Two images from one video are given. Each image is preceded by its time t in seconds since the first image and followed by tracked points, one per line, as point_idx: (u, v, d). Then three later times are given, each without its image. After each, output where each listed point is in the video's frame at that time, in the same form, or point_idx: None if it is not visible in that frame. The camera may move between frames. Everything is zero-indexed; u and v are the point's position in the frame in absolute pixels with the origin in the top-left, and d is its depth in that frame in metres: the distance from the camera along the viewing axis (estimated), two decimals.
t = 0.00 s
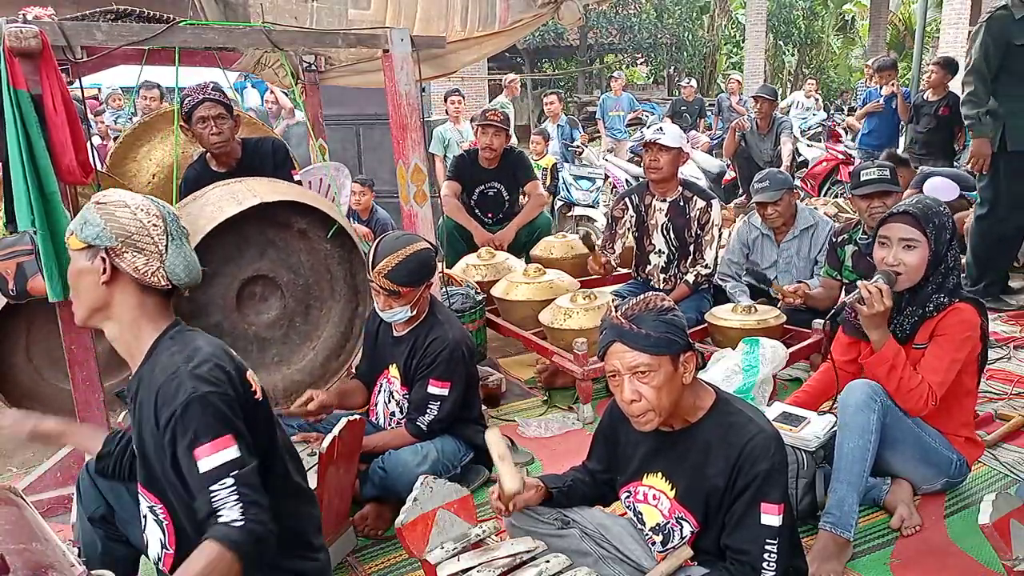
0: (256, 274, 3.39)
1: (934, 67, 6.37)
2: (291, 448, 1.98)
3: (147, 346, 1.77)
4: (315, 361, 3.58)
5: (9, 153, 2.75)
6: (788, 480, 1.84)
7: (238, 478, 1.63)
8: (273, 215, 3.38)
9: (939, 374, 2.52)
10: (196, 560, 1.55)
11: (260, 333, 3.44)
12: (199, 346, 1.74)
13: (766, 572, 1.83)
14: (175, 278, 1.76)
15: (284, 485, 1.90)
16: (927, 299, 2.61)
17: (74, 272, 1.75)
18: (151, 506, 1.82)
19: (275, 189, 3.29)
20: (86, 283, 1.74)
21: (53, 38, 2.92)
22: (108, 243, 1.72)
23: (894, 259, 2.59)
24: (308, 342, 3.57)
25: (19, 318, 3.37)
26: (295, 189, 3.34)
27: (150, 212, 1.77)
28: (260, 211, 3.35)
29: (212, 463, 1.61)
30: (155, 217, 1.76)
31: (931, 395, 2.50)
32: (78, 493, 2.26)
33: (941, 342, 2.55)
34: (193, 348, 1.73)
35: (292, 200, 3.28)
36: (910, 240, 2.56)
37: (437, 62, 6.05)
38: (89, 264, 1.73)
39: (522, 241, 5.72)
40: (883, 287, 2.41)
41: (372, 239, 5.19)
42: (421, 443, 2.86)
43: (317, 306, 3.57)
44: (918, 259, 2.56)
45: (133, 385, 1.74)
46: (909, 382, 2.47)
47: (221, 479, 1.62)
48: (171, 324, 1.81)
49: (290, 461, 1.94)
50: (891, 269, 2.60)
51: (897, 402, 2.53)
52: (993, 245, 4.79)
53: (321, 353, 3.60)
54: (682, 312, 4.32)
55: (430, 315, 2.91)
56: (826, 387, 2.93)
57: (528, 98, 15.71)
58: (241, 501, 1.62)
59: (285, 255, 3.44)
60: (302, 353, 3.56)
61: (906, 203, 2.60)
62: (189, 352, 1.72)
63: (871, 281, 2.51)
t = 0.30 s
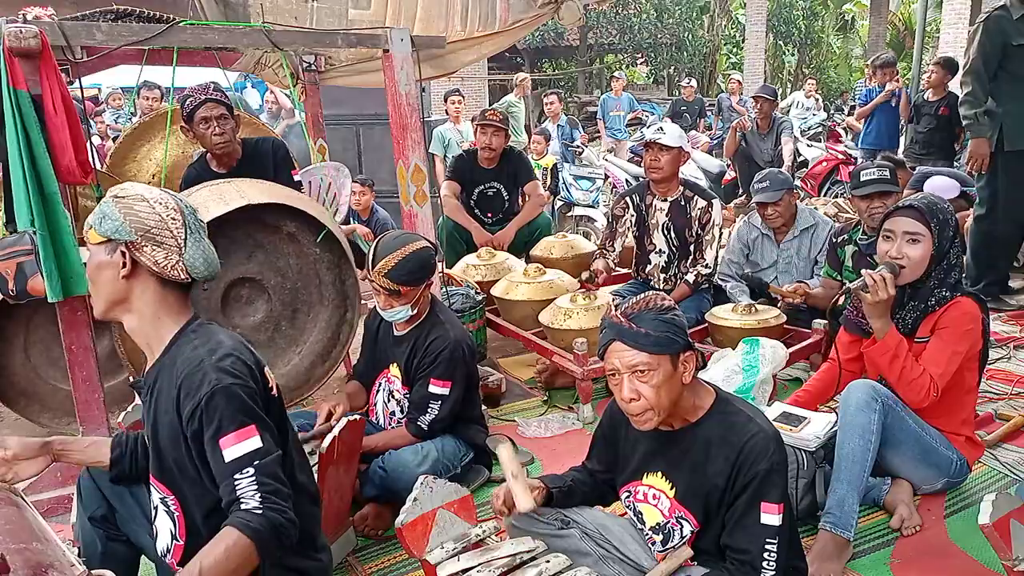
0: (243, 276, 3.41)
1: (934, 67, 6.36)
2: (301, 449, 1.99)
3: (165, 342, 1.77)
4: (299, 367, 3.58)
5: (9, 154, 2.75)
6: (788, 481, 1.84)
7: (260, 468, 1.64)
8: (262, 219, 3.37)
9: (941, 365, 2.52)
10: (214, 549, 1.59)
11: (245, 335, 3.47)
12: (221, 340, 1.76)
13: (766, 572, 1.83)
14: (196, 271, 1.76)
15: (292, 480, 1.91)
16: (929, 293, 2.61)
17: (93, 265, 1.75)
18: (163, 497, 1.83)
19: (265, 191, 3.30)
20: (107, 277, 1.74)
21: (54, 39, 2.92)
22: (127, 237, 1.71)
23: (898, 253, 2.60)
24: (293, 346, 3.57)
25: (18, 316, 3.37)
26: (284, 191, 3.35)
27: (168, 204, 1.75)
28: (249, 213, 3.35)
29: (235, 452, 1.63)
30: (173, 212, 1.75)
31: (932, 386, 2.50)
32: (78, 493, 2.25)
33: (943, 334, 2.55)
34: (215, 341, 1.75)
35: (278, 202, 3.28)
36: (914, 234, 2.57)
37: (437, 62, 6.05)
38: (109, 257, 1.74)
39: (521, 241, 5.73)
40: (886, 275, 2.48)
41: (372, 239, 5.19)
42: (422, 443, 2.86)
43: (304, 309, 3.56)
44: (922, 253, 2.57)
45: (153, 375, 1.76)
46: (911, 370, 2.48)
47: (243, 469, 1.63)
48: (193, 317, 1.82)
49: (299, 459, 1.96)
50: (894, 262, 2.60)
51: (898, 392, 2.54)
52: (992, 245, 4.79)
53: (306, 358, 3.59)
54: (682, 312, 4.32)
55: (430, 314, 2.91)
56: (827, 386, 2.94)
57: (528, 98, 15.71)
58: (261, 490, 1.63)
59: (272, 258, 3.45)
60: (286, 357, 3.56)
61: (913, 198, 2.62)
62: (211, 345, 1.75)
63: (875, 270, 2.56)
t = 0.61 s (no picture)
0: (238, 276, 3.41)
1: (934, 67, 6.36)
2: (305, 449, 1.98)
3: (172, 341, 1.78)
4: (293, 367, 3.57)
5: (9, 155, 2.75)
6: (787, 480, 1.84)
7: (256, 467, 1.63)
8: (260, 219, 3.37)
9: (941, 357, 2.51)
10: (218, 558, 1.55)
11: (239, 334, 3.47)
12: (228, 339, 1.77)
13: (766, 572, 1.83)
14: (206, 269, 1.76)
15: (295, 482, 1.90)
16: (930, 288, 2.62)
17: (101, 264, 1.75)
18: (168, 494, 1.83)
19: (258, 191, 3.30)
20: (111, 276, 1.74)
21: (54, 39, 2.92)
22: (137, 236, 1.71)
23: (899, 246, 2.60)
24: (288, 345, 3.57)
25: (19, 318, 3.36)
26: (281, 191, 3.37)
27: (177, 202, 1.75)
28: (243, 212, 3.32)
29: (232, 450, 1.63)
30: (182, 210, 1.75)
31: (932, 376, 2.49)
32: (78, 493, 2.25)
33: (943, 327, 2.55)
34: (221, 340, 1.76)
35: (270, 201, 3.29)
36: (916, 227, 2.56)
37: (437, 62, 6.05)
38: (116, 256, 1.74)
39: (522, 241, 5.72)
40: (887, 264, 2.50)
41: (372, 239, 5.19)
42: (421, 443, 2.86)
43: (299, 310, 3.56)
44: (923, 247, 2.56)
45: (160, 371, 1.77)
46: (912, 360, 2.48)
47: (239, 467, 1.63)
48: (197, 317, 1.82)
49: (302, 460, 1.96)
50: (895, 256, 2.60)
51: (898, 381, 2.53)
52: (992, 245, 4.79)
53: (300, 359, 3.60)
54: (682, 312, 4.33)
55: (430, 314, 2.91)
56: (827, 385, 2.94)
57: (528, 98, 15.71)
58: (254, 490, 1.62)
59: (268, 258, 3.45)
60: (281, 357, 3.56)
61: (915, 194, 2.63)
62: (218, 344, 1.75)
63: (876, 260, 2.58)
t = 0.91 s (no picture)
0: (247, 273, 3.40)
1: (934, 66, 6.36)
2: (305, 450, 1.98)
3: (170, 345, 1.78)
4: (301, 361, 3.58)
5: (9, 155, 2.75)
6: (787, 480, 1.84)
7: (258, 472, 1.63)
8: (260, 220, 3.37)
9: (939, 353, 2.50)
10: (217, 560, 1.57)
11: (247, 331, 3.47)
12: (226, 343, 1.76)
13: (766, 572, 1.83)
14: (205, 273, 1.76)
15: (295, 484, 1.90)
16: (927, 285, 2.63)
17: (99, 265, 1.75)
18: (167, 499, 1.83)
19: (266, 190, 3.30)
20: (108, 277, 1.74)
21: (54, 39, 2.92)
22: (136, 238, 1.71)
23: (894, 242, 2.62)
24: (297, 341, 3.57)
25: (20, 319, 3.35)
26: (287, 191, 3.37)
27: (177, 205, 1.75)
28: (249, 213, 3.35)
29: (234, 457, 1.63)
30: (181, 212, 1.75)
31: (930, 372, 2.48)
32: (78, 493, 2.25)
33: (941, 324, 2.55)
34: (220, 344, 1.75)
35: (280, 202, 3.29)
36: (910, 223, 2.60)
37: (437, 62, 6.05)
38: (114, 257, 1.74)
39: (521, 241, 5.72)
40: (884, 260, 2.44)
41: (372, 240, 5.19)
42: (421, 443, 2.86)
43: (307, 305, 3.57)
44: (918, 242, 2.59)
45: (159, 376, 1.77)
46: (910, 356, 2.46)
47: (242, 473, 1.63)
48: (195, 319, 1.82)
49: (301, 461, 1.96)
50: (891, 252, 2.62)
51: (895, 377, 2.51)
52: (992, 245, 4.79)
53: (309, 353, 3.60)
54: (682, 312, 4.33)
55: (429, 314, 2.91)
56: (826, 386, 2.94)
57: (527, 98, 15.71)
58: (257, 495, 1.62)
59: (275, 256, 3.45)
60: (290, 351, 3.57)
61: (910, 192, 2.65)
62: (216, 349, 1.75)
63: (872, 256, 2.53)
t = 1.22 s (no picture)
0: (259, 271, 3.41)
1: (933, 66, 6.37)
2: (301, 450, 1.98)
3: (162, 346, 1.78)
4: (314, 357, 3.59)
5: (8, 155, 2.75)
6: (787, 480, 1.84)
7: (247, 474, 1.63)
8: (258, 219, 3.37)
9: (950, 362, 2.52)
10: (207, 558, 1.59)
11: (261, 329, 3.47)
12: (217, 344, 1.76)
13: (766, 572, 1.83)
14: (196, 274, 1.76)
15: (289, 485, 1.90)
16: (926, 286, 2.61)
17: (91, 268, 1.75)
18: (164, 500, 1.84)
19: (277, 188, 3.29)
20: (102, 279, 1.74)
21: (54, 39, 2.92)
22: (127, 239, 1.71)
23: (913, 248, 2.57)
24: (309, 337, 3.57)
25: (21, 317, 3.36)
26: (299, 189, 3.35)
27: (168, 206, 1.75)
28: (264, 211, 3.36)
29: (223, 459, 1.62)
30: (173, 213, 1.75)
31: (944, 384, 2.51)
32: (79, 493, 2.26)
33: (946, 331, 2.56)
34: (210, 346, 1.75)
35: (293, 201, 3.28)
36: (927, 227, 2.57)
37: (437, 62, 6.05)
38: (106, 260, 1.74)
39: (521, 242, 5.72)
40: (903, 276, 2.45)
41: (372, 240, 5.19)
42: (422, 443, 2.86)
43: (318, 301, 3.57)
44: (932, 246, 2.57)
45: (151, 378, 1.77)
46: (925, 370, 2.48)
47: (232, 475, 1.63)
48: (189, 320, 1.82)
49: (297, 461, 1.95)
50: (910, 258, 2.57)
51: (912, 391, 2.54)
52: (992, 245, 4.79)
53: (322, 348, 3.60)
54: (682, 313, 4.33)
55: (430, 314, 2.91)
56: (828, 386, 2.94)
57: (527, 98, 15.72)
58: (248, 496, 1.62)
59: (287, 252, 3.46)
60: (303, 348, 3.58)
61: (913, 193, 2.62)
62: (207, 350, 1.74)
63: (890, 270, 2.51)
